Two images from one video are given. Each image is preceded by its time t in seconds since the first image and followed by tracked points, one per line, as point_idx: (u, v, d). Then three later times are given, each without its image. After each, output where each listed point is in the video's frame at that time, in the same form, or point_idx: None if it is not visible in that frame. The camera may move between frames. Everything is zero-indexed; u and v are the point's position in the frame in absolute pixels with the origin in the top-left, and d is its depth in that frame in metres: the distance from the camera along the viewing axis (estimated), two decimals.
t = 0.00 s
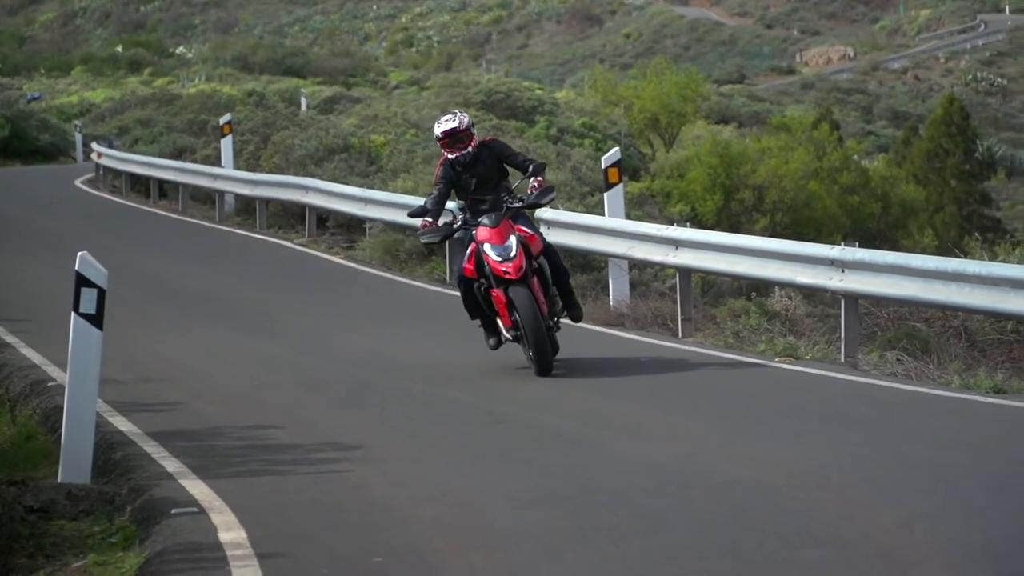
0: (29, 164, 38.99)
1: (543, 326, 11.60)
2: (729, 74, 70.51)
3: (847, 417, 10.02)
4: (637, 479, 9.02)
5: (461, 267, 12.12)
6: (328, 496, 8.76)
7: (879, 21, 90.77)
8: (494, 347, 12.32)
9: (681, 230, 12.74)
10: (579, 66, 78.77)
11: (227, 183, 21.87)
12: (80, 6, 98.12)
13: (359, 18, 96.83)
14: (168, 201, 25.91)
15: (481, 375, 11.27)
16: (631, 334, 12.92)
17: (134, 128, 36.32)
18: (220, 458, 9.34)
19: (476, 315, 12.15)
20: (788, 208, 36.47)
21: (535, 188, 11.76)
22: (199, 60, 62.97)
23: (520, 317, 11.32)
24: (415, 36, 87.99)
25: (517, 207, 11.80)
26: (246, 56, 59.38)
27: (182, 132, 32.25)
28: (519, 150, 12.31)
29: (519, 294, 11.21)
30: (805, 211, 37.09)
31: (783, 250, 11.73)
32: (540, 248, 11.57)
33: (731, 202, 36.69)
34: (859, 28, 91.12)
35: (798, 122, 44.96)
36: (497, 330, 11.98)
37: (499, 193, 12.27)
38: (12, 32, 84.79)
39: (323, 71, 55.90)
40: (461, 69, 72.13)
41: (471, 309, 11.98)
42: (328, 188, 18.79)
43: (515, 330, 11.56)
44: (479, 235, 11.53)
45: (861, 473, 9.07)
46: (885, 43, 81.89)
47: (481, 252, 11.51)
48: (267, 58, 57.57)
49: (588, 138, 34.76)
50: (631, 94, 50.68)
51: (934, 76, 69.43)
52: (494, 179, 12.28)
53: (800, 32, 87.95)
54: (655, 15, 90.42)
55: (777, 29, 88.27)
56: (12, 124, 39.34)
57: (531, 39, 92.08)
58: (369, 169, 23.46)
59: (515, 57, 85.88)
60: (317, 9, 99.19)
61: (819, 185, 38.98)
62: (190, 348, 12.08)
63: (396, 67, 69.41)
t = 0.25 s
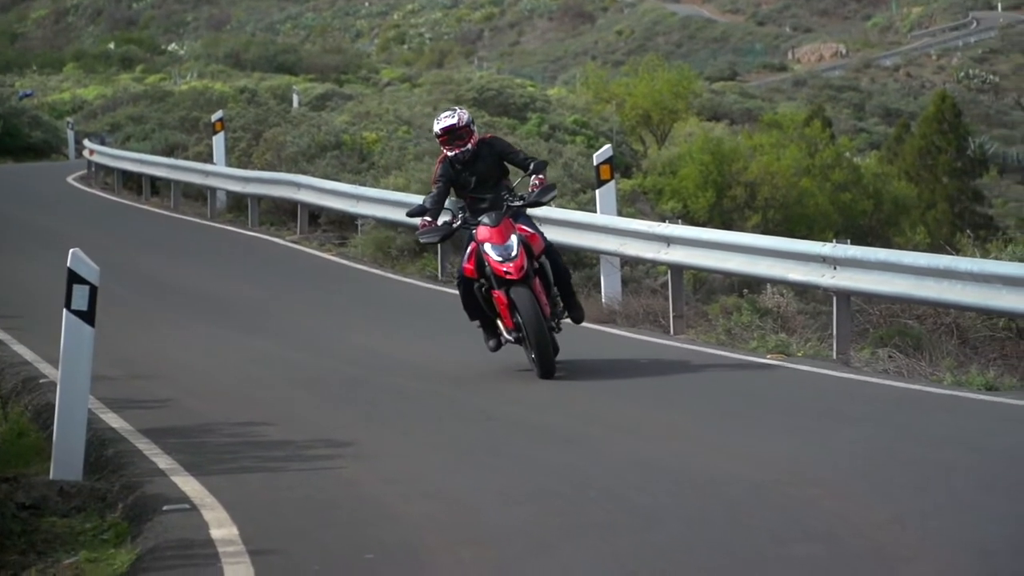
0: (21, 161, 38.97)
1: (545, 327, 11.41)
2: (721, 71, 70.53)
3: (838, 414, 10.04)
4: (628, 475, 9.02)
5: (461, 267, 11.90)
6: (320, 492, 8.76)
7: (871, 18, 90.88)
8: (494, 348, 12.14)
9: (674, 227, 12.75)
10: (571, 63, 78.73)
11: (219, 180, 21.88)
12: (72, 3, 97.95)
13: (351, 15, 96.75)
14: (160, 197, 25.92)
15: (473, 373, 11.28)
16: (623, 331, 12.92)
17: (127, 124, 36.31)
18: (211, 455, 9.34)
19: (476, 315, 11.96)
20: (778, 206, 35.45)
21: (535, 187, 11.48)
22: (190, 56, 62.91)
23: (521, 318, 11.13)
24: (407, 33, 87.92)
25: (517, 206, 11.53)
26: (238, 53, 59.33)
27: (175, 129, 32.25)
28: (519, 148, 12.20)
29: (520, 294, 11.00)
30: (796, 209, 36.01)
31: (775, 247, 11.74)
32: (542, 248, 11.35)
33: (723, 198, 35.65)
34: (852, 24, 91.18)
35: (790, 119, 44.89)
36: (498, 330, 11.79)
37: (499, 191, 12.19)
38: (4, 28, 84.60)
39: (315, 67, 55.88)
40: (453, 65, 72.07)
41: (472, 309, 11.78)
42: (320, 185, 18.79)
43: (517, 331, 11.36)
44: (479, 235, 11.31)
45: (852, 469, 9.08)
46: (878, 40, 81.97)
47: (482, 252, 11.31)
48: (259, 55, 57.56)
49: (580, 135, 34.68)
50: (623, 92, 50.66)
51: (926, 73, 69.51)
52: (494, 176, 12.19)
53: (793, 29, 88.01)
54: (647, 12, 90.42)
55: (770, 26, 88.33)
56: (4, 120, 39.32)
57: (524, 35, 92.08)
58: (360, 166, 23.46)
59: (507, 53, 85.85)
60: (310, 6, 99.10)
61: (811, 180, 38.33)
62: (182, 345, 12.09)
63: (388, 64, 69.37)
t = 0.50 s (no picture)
0: (13, 157, 38.92)
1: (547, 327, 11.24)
2: (714, 67, 70.57)
3: (830, 411, 10.06)
4: (620, 471, 9.04)
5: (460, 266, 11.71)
6: (312, 488, 8.77)
7: (864, 15, 91.01)
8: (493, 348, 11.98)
9: (666, 223, 12.77)
10: (564, 59, 78.65)
11: (212, 176, 21.88)
12: None
13: (344, 12, 96.70)
14: (153, 193, 25.92)
15: (466, 368, 11.28)
16: (615, 327, 12.94)
17: (119, 120, 36.28)
18: (204, 450, 9.35)
19: (475, 315, 11.77)
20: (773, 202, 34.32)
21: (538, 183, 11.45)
22: (183, 53, 62.82)
23: (523, 318, 10.96)
24: (400, 30, 87.93)
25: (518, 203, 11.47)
26: (230, 49, 59.30)
27: (167, 125, 32.23)
28: (519, 145, 12.10)
29: (522, 294, 10.82)
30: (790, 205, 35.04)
31: (767, 243, 11.75)
32: (543, 246, 11.18)
33: (715, 194, 34.76)
34: (845, 21, 91.26)
35: (782, 114, 44.82)
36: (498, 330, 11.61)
37: (499, 188, 12.05)
38: None
39: (308, 64, 55.85)
40: (445, 61, 72.02)
41: (471, 309, 11.60)
42: (312, 181, 18.80)
43: (518, 331, 11.18)
44: (479, 233, 11.12)
45: (845, 465, 9.09)
46: (870, 37, 82.04)
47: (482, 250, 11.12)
48: (251, 51, 57.53)
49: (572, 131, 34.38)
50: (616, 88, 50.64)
51: (919, 69, 69.59)
52: (494, 173, 12.05)
53: (786, 26, 88.09)
54: (640, 8, 90.44)
55: (763, 22, 88.37)
56: None
57: (516, 31, 92.07)
58: (353, 161, 23.46)
59: (500, 50, 85.83)
60: (302, 3, 99.05)
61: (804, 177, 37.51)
62: (174, 341, 12.09)
63: (380, 60, 69.23)
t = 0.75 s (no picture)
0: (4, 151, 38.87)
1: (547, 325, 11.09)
2: (706, 61, 70.66)
3: (822, 405, 10.07)
4: (612, 464, 9.05)
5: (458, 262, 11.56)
6: (304, 481, 8.78)
7: (856, 10, 91.21)
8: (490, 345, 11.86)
9: (657, 217, 12.80)
10: (556, 53, 78.72)
11: (203, 170, 21.88)
12: None
13: (336, 6, 96.71)
14: (145, 187, 25.93)
15: (458, 362, 11.29)
16: (607, 320, 12.97)
17: (111, 114, 36.26)
18: (196, 444, 9.36)
19: (474, 313, 11.61)
20: (765, 195, 34.21)
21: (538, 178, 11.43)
22: (175, 47, 62.81)
23: (522, 316, 10.81)
24: (392, 24, 87.97)
25: (518, 198, 11.29)
26: (222, 42, 59.27)
27: (159, 119, 32.25)
28: (518, 139, 11.86)
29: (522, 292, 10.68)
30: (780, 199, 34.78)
31: (759, 236, 11.78)
32: (542, 242, 11.04)
33: (707, 188, 34.67)
34: (837, 16, 91.41)
35: (775, 109, 44.73)
36: (497, 328, 11.46)
37: (498, 183, 11.80)
38: None
39: (300, 58, 55.87)
40: (437, 56, 72.03)
41: (470, 307, 11.44)
42: (304, 174, 18.83)
43: (518, 329, 11.04)
44: (478, 230, 10.97)
45: (837, 459, 9.10)
46: (862, 31, 82.17)
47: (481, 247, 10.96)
48: (243, 44, 57.54)
49: (564, 125, 34.25)
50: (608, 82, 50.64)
51: (911, 63, 69.74)
52: (493, 167, 11.80)
53: (778, 20, 88.23)
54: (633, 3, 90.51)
55: (754, 17, 88.47)
56: None
57: (509, 25, 92.13)
58: (344, 155, 23.48)
59: (492, 44, 85.87)
60: None
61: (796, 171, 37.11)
62: (166, 334, 12.09)
63: (374, 54, 69.16)
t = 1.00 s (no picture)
0: None
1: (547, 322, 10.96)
2: (699, 54, 70.72)
3: (813, 398, 10.09)
4: (604, 457, 9.07)
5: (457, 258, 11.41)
6: (296, 473, 8.79)
7: (849, 4, 91.38)
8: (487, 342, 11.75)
9: (650, 210, 12.82)
10: (549, 46, 78.74)
11: (196, 163, 21.91)
12: None
13: None
14: (138, 179, 25.95)
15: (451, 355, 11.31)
16: (599, 313, 12.99)
17: (104, 107, 36.26)
18: (188, 436, 9.38)
19: (472, 310, 11.48)
20: (759, 187, 33.93)
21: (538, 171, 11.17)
22: (167, 40, 62.75)
23: (522, 313, 10.68)
24: (385, 19, 87.94)
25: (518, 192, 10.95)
26: (215, 36, 59.21)
27: (152, 112, 32.27)
28: (517, 132, 11.49)
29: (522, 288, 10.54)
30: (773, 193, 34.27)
31: (751, 229, 11.81)
32: (543, 237, 10.90)
33: (699, 181, 34.32)
34: (830, 10, 91.57)
35: (767, 102, 44.56)
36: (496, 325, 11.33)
37: (498, 178, 11.45)
38: None
39: (293, 51, 55.86)
40: (430, 49, 72.00)
41: (469, 303, 11.31)
42: (295, 167, 18.86)
43: (518, 326, 10.90)
44: (477, 225, 10.82)
45: (827, 451, 9.13)
46: (855, 24, 82.30)
47: (480, 242, 10.82)
48: (236, 37, 57.54)
49: (557, 118, 34.26)
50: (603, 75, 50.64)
51: (904, 57, 69.88)
52: (492, 162, 11.45)
53: (772, 14, 88.34)
54: None
55: (748, 10, 88.55)
56: None
57: (502, 19, 92.15)
58: (337, 149, 23.49)
59: (485, 37, 85.88)
60: None
61: (788, 165, 36.66)
62: (159, 327, 12.10)
63: (365, 47, 69.02)
